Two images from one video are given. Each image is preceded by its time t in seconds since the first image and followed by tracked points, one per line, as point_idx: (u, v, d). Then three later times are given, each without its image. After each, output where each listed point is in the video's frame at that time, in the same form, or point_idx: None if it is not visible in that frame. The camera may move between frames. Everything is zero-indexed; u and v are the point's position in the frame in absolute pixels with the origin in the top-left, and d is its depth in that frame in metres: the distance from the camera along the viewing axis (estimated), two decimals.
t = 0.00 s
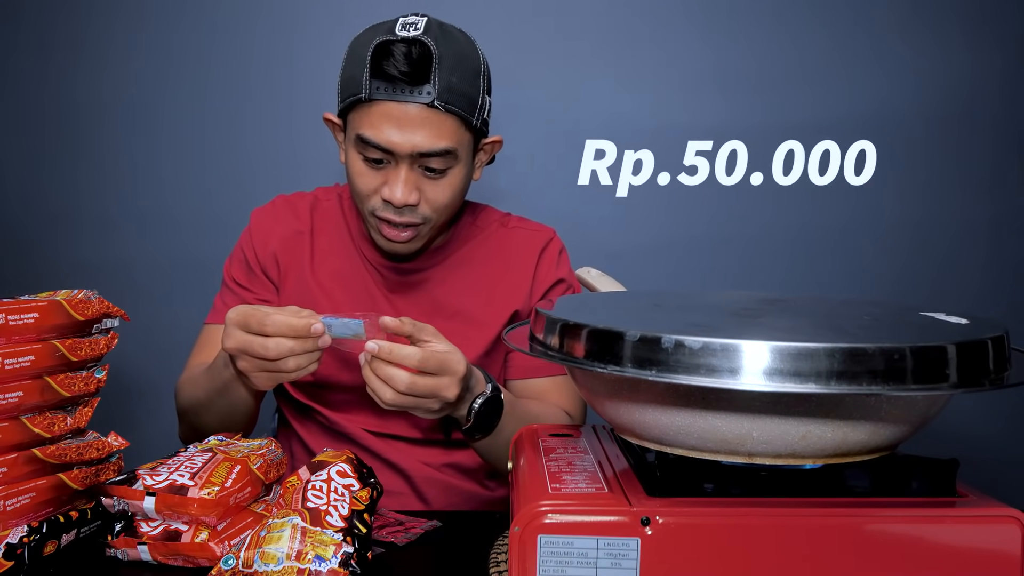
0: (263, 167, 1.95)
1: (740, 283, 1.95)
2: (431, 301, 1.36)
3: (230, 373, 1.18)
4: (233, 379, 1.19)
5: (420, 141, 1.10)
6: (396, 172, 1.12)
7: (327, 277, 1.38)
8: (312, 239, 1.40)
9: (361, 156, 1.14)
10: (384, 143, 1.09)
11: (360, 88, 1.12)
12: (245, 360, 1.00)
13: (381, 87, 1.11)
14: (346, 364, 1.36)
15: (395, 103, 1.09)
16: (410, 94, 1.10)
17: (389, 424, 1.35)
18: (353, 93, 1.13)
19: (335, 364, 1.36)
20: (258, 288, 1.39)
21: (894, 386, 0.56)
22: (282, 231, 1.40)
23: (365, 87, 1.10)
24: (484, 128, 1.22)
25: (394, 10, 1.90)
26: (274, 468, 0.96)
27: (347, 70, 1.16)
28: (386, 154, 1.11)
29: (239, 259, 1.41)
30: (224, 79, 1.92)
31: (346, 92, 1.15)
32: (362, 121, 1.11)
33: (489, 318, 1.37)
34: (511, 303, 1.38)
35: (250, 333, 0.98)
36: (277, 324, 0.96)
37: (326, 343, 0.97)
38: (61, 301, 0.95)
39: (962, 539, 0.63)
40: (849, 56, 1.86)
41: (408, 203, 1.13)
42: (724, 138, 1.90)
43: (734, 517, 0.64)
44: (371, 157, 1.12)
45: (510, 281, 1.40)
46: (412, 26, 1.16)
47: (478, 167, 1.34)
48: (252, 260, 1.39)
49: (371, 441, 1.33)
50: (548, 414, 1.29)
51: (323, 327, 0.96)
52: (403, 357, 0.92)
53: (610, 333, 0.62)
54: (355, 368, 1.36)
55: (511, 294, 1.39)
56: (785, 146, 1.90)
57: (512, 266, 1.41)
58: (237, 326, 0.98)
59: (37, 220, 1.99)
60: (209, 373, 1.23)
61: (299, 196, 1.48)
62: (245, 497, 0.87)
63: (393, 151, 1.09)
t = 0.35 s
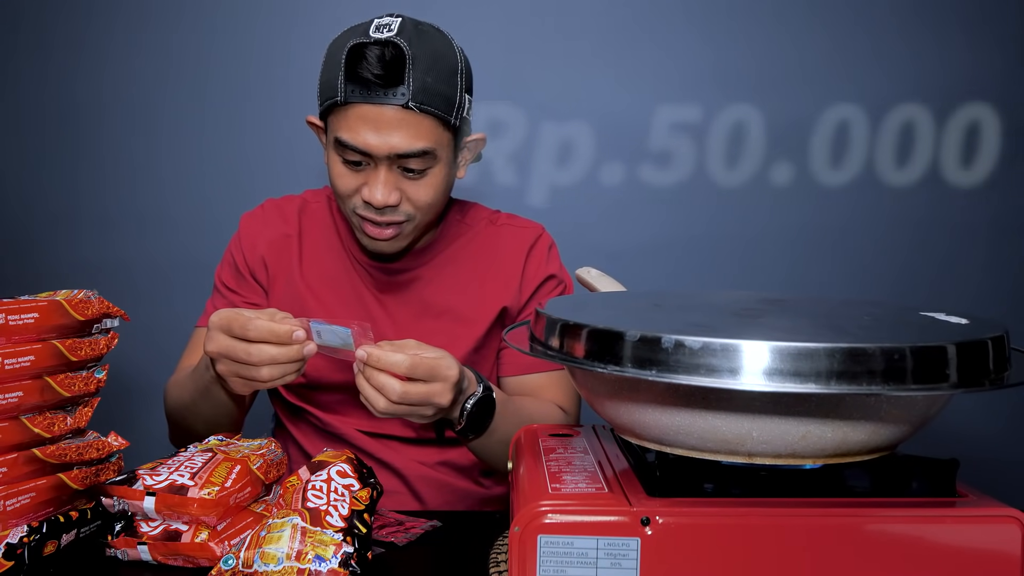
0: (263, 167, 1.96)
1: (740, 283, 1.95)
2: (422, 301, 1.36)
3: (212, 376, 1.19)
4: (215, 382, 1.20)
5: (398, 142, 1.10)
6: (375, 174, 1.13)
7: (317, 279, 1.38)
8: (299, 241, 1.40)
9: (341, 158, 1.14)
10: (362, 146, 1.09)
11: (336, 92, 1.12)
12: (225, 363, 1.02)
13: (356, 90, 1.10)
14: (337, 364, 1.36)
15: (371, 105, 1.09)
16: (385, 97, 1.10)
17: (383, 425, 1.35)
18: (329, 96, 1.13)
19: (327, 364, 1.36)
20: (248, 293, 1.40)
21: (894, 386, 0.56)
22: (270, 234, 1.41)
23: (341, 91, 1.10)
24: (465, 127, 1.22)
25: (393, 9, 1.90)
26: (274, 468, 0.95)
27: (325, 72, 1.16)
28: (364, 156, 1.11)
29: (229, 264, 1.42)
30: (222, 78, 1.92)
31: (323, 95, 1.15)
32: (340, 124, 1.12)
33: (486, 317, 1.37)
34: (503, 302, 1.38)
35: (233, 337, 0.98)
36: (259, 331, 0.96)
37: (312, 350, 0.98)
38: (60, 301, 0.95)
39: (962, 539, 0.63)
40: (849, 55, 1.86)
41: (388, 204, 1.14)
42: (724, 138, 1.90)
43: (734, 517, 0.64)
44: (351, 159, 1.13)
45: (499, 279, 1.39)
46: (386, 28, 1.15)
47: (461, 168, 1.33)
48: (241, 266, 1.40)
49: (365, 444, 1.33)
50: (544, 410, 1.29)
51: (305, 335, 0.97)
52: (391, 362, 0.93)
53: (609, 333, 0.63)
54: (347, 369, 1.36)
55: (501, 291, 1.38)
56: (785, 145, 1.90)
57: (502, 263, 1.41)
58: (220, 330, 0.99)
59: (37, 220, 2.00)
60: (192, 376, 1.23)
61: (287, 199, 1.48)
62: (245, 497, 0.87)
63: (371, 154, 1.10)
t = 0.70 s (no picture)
0: (264, 167, 1.96)
1: (740, 282, 1.95)
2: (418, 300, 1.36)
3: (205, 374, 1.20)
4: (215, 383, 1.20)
5: (392, 149, 1.10)
6: (370, 180, 1.12)
7: (314, 279, 1.38)
8: (296, 241, 1.40)
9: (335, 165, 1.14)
10: (356, 153, 1.09)
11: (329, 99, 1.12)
12: (215, 350, 1.02)
13: (349, 97, 1.10)
14: (334, 363, 1.35)
15: (365, 112, 1.09)
16: (378, 103, 1.10)
17: (381, 424, 1.35)
18: (323, 102, 1.13)
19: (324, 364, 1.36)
20: (245, 293, 1.39)
21: (894, 386, 0.56)
22: (267, 235, 1.40)
23: (334, 98, 1.10)
24: (456, 131, 1.22)
25: (393, 9, 1.90)
26: (274, 468, 0.95)
27: (318, 79, 1.15)
28: (359, 162, 1.11)
29: (225, 263, 1.42)
30: (222, 78, 1.92)
31: (317, 102, 1.15)
32: (333, 131, 1.11)
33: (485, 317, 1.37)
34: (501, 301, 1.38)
35: (228, 325, 0.99)
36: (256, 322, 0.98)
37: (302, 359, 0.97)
38: (60, 301, 0.95)
39: (962, 539, 0.63)
40: (849, 55, 1.86)
41: (384, 209, 1.13)
42: (724, 137, 1.90)
43: (734, 517, 0.64)
44: (345, 166, 1.12)
45: (495, 277, 1.39)
46: (377, 34, 1.15)
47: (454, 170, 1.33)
48: (238, 265, 1.40)
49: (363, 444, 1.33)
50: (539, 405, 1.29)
51: (294, 333, 0.97)
52: (404, 356, 0.92)
53: (609, 333, 0.62)
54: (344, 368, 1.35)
55: (498, 289, 1.38)
56: (785, 145, 1.90)
57: (497, 261, 1.41)
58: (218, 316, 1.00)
59: (37, 220, 2.00)
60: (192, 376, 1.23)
61: (284, 200, 1.48)
62: (245, 497, 0.87)
63: (365, 160, 1.10)
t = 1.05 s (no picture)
0: (263, 168, 1.96)
1: (740, 282, 1.95)
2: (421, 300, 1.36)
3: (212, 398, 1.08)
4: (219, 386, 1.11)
5: (395, 146, 1.10)
6: (374, 177, 1.12)
7: (317, 274, 1.37)
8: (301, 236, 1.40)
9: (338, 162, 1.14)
10: (360, 150, 1.09)
11: (332, 96, 1.11)
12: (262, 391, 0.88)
13: (353, 94, 1.10)
14: (335, 364, 1.35)
15: (368, 109, 1.09)
16: (382, 101, 1.10)
17: (381, 424, 1.35)
18: (325, 100, 1.13)
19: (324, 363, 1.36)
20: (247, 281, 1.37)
21: (894, 386, 0.56)
22: (272, 228, 1.40)
23: (338, 96, 1.10)
24: (459, 128, 1.23)
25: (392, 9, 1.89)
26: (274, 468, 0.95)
27: (320, 77, 1.15)
28: (363, 160, 1.11)
29: (227, 249, 1.40)
30: (221, 78, 1.91)
31: (320, 100, 1.15)
32: (336, 129, 1.11)
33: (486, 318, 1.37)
34: (502, 302, 1.39)
35: (296, 407, 0.87)
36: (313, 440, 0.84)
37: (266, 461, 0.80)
38: (60, 301, 0.95)
39: (962, 538, 0.63)
40: (849, 55, 1.86)
41: (388, 206, 1.13)
42: (724, 137, 1.90)
43: (734, 517, 0.64)
44: (349, 164, 1.12)
45: (499, 282, 1.40)
46: (380, 32, 1.15)
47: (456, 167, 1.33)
48: (242, 254, 1.38)
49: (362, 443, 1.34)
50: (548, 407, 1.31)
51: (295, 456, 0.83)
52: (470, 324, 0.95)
53: (609, 333, 0.62)
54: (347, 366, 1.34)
55: (502, 296, 1.39)
56: (785, 145, 1.89)
57: (500, 265, 1.41)
58: (305, 390, 0.89)
59: (36, 220, 2.00)
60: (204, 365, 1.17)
61: (289, 196, 1.47)
62: (245, 497, 0.87)
63: (368, 157, 1.10)
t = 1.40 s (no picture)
0: (263, 169, 1.96)
1: (740, 282, 1.95)
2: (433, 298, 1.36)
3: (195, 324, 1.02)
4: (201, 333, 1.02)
5: (415, 137, 1.10)
6: (393, 168, 1.12)
7: (327, 270, 1.37)
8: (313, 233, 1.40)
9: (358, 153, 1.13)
10: (380, 140, 1.09)
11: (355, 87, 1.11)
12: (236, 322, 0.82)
13: (375, 85, 1.10)
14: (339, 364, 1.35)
15: (390, 100, 1.09)
16: (404, 92, 1.10)
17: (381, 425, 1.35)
18: (347, 92, 1.13)
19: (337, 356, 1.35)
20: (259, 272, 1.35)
21: (894, 386, 0.56)
22: (285, 226, 1.40)
23: (360, 86, 1.10)
24: (477, 125, 1.23)
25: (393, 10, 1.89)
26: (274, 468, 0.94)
27: (343, 69, 1.15)
28: (383, 151, 1.10)
29: (235, 239, 1.37)
30: (221, 79, 1.92)
31: (341, 92, 1.15)
32: (357, 120, 1.11)
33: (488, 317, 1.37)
34: (505, 301, 1.39)
35: (264, 300, 0.81)
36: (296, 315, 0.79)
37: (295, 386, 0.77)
38: (60, 302, 0.95)
39: (962, 538, 0.63)
40: (849, 55, 1.86)
41: (407, 197, 1.13)
42: (724, 138, 1.90)
43: (733, 517, 0.64)
44: (369, 154, 1.12)
45: (507, 283, 1.41)
46: (403, 27, 1.15)
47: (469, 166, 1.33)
48: (253, 247, 1.37)
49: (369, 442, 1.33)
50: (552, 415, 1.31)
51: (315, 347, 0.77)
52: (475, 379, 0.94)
53: (609, 333, 0.62)
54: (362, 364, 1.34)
55: (504, 296, 1.39)
56: (785, 145, 1.90)
57: (508, 267, 1.42)
58: (260, 282, 0.82)
59: (36, 220, 2.00)
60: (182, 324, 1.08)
61: (297, 195, 1.48)
62: (245, 497, 0.87)
63: (389, 148, 1.09)
